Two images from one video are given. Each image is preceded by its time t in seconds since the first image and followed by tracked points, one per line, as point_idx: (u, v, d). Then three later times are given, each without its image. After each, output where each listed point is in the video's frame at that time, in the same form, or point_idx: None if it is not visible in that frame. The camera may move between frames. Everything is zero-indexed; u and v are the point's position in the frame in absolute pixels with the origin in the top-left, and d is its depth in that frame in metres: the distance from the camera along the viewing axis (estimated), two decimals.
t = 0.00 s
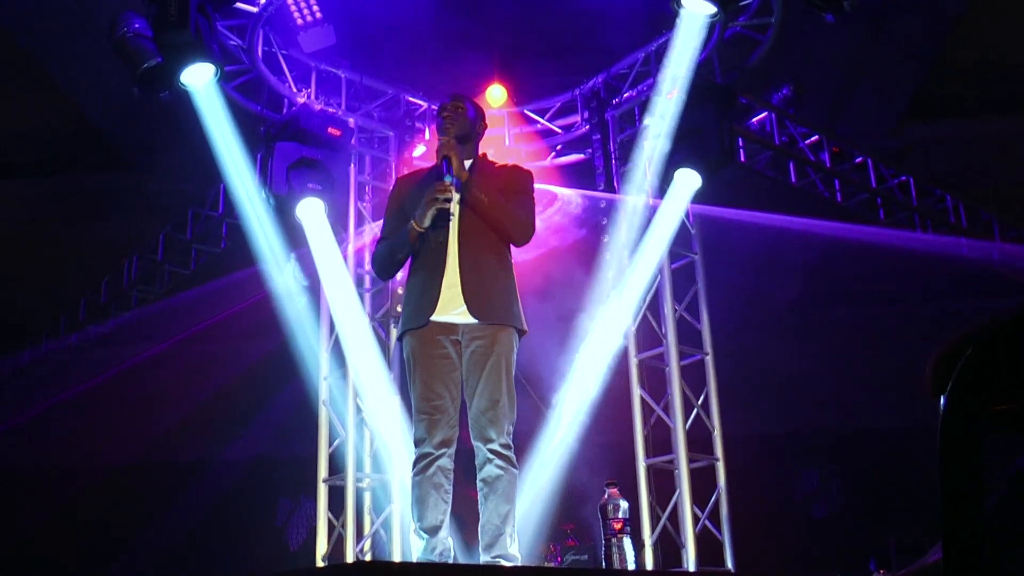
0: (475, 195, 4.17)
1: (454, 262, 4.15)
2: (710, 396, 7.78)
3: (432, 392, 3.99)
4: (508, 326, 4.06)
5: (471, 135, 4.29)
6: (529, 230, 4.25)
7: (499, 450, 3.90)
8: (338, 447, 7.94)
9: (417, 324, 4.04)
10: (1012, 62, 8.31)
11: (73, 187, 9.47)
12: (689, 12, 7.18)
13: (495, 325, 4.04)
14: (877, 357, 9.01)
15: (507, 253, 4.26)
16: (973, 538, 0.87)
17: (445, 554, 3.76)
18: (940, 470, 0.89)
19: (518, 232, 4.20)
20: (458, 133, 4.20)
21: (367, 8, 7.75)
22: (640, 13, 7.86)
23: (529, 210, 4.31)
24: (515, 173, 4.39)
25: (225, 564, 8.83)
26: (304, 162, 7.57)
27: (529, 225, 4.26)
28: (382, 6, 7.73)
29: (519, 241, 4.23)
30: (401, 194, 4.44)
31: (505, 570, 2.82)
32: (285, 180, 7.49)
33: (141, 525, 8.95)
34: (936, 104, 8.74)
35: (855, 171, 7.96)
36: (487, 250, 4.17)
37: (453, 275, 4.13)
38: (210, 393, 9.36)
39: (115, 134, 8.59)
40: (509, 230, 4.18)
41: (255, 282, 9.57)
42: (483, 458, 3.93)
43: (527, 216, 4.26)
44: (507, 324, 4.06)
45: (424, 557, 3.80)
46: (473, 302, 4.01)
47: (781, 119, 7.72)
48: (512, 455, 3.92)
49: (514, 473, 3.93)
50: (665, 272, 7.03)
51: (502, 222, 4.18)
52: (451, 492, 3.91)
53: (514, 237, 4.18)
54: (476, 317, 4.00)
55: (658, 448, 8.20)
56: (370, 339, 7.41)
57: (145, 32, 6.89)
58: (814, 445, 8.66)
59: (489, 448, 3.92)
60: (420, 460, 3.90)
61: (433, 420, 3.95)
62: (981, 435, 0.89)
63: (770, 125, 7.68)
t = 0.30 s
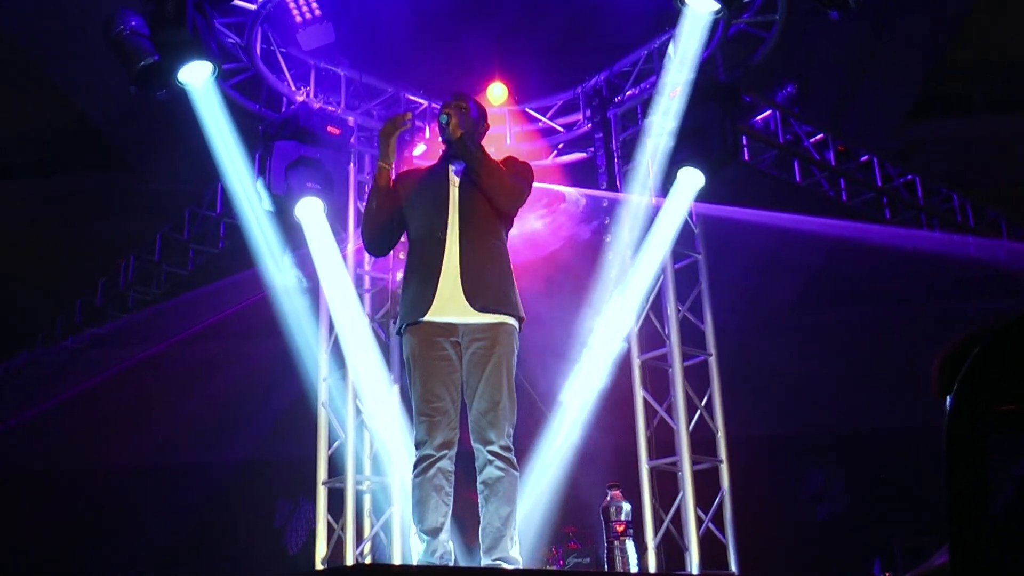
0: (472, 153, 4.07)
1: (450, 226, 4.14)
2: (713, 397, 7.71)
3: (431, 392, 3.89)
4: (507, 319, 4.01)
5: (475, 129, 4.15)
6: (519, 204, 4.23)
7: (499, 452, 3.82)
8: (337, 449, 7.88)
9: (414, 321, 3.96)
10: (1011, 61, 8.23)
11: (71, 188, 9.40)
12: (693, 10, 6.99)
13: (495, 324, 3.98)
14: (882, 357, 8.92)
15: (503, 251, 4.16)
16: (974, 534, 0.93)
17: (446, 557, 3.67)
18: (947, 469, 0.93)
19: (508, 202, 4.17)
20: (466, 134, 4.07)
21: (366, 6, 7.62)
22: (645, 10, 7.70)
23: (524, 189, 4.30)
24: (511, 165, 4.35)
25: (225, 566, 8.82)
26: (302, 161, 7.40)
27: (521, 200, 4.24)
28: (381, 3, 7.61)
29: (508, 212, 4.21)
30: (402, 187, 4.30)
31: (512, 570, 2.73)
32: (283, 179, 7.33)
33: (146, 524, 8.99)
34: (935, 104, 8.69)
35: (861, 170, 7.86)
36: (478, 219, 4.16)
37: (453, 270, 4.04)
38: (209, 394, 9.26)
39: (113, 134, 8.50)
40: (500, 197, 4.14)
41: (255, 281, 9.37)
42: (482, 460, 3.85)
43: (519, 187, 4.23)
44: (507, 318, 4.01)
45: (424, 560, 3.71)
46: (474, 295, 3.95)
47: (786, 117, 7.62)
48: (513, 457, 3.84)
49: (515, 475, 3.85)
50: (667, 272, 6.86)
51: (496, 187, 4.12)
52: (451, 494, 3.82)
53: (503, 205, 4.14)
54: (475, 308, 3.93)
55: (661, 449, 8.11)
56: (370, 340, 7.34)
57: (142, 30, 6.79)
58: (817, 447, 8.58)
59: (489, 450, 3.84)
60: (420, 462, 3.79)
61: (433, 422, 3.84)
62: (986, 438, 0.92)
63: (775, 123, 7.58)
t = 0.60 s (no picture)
0: (469, 155, 3.95)
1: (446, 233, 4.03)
2: (715, 397, 7.63)
3: (428, 393, 3.80)
4: (504, 319, 3.91)
5: (476, 128, 3.99)
6: (514, 206, 4.11)
7: (497, 453, 3.71)
8: (335, 450, 7.80)
9: (409, 325, 3.87)
10: (1011, 62, 8.07)
11: (66, 187, 9.22)
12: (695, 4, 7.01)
13: (492, 323, 3.88)
14: (886, 357, 8.81)
15: (500, 248, 4.10)
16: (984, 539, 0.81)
17: (445, 559, 3.58)
18: (951, 470, 0.83)
19: (502, 205, 4.06)
20: (464, 130, 3.95)
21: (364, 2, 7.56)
22: (645, 6, 7.64)
23: (520, 190, 4.19)
24: (509, 165, 4.22)
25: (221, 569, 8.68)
26: (299, 158, 7.36)
27: (516, 201, 4.11)
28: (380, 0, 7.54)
29: (503, 215, 4.10)
30: (402, 188, 4.14)
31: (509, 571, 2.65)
32: (280, 176, 7.30)
33: (143, 527, 8.82)
34: (938, 103, 8.53)
35: (865, 167, 7.76)
36: (473, 221, 4.08)
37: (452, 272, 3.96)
38: (206, 394, 9.16)
39: (109, 132, 8.40)
40: (494, 200, 4.03)
41: (250, 280, 9.43)
42: (481, 461, 3.75)
43: (514, 188, 4.10)
44: (503, 318, 3.92)
45: (423, 563, 3.61)
46: (470, 293, 3.88)
47: (789, 114, 7.54)
48: (512, 457, 3.74)
49: (514, 477, 3.74)
50: (669, 271, 6.76)
51: (490, 190, 4.00)
52: (450, 495, 3.73)
53: (497, 209, 4.03)
54: (472, 310, 3.85)
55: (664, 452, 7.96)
56: (368, 340, 7.24)
57: (136, 25, 6.68)
58: (821, 448, 8.47)
59: (487, 452, 3.74)
60: (419, 462, 3.70)
61: (430, 423, 3.75)
62: (996, 436, 0.83)
63: (778, 120, 7.51)
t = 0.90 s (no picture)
0: (468, 150, 3.77)
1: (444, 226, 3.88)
2: (720, 400, 7.44)
3: (425, 397, 3.65)
4: (501, 321, 3.73)
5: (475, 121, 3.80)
6: (512, 200, 3.92)
7: (495, 458, 3.53)
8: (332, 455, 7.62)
9: (407, 332, 3.70)
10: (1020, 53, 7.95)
11: (67, 187, 9.09)
12: None
13: (489, 326, 3.70)
14: (899, 358, 8.54)
15: (499, 246, 3.90)
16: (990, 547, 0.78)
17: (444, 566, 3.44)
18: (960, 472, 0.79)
19: (499, 199, 3.86)
20: (462, 122, 3.70)
21: None
22: None
23: (519, 185, 4.01)
24: (507, 160, 4.06)
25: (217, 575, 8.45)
26: (294, 155, 7.25)
27: (515, 196, 3.93)
28: None
29: (500, 209, 3.92)
30: (398, 186, 4.06)
31: None
32: (274, 175, 7.16)
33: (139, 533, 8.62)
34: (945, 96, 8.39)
35: (874, 164, 7.55)
36: (468, 218, 3.89)
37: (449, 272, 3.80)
38: (201, 397, 8.96)
39: (101, 128, 8.20)
40: (491, 193, 3.83)
41: (245, 281, 9.15)
42: (479, 466, 3.58)
43: (512, 182, 3.91)
44: (500, 320, 3.73)
45: (423, 570, 3.49)
46: (462, 296, 3.68)
47: (795, 109, 7.36)
48: (511, 462, 3.55)
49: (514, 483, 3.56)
50: (673, 271, 6.60)
51: (487, 184, 3.80)
52: (449, 502, 3.56)
53: (493, 202, 3.83)
54: (466, 313, 3.67)
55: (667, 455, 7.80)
56: (365, 342, 7.08)
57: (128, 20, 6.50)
58: (830, 452, 8.28)
59: (485, 457, 3.56)
60: (416, 468, 3.56)
61: (428, 428, 3.59)
62: (1004, 437, 0.79)
63: (784, 116, 7.34)
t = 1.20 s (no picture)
0: (467, 149, 3.58)
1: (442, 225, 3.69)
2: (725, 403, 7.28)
3: (423, 401, 3.47)
4: (501, 323, 3.56)
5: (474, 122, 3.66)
6: (512, 201, 3.76)
7: (495, 463, 3.36)
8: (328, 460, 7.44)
9: (405, 336, 3.52)
10: None
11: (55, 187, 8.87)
12: None
13: (489, 328, 3.52)
14: (909, 363, 8.42)
15: (499, 249, 3.74)
16: (1000, 542, 0.89)
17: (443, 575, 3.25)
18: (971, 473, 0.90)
19: (498, 201, 3.71)
20: (461, 121, 3.55)
21: None
22: None
23: (518, 188, 3.84)
24: (506, 161, 3.91)
25: None
26: (290, 154, 7.10)
27: (514, 197, 3.76)
28: None
29: (498, 210, 3.74)
30: (397, 186, 3.92)
31: None
32: (269, 176, 7.04)
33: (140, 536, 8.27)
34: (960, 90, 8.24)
35: (882, 162, 7.41)
36: (464, 219, 3.71)
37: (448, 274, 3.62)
38: (196, 400, 8.81)
39: (91, 127, 8.01)
40: (489, 194, 3.66)
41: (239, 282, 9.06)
42: (478, 472, 3.40)
43: (511, 183, 3.74)
44: (500, 323, 3.56)
45: None
46: (461, 299, 3.51)
47: (802, 106, 7.21)
48: (512, 468, 3.39)
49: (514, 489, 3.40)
50: (677, 272, 6.47)
51: (485, 185, 3.64)
52: (448, 508, 3.37)
53: (491, 204, 3.67)
54: (466, 315, 3.50)
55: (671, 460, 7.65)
56: (362, 345, 6.92)
57: (119, 15, 6.25)
58: (840, 455, 8.06)
59: (484, 463, 3.39)
60: (414, 474, 3.37)
61: (427, 433, 3.41)
62: (1012, 439, 0.89)
63: (791, 113, 7.20)
